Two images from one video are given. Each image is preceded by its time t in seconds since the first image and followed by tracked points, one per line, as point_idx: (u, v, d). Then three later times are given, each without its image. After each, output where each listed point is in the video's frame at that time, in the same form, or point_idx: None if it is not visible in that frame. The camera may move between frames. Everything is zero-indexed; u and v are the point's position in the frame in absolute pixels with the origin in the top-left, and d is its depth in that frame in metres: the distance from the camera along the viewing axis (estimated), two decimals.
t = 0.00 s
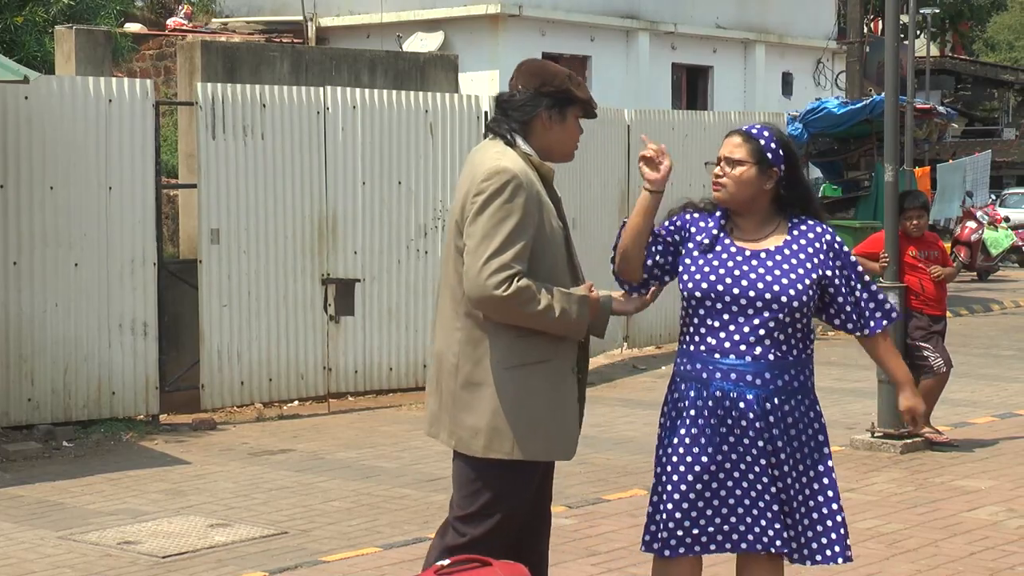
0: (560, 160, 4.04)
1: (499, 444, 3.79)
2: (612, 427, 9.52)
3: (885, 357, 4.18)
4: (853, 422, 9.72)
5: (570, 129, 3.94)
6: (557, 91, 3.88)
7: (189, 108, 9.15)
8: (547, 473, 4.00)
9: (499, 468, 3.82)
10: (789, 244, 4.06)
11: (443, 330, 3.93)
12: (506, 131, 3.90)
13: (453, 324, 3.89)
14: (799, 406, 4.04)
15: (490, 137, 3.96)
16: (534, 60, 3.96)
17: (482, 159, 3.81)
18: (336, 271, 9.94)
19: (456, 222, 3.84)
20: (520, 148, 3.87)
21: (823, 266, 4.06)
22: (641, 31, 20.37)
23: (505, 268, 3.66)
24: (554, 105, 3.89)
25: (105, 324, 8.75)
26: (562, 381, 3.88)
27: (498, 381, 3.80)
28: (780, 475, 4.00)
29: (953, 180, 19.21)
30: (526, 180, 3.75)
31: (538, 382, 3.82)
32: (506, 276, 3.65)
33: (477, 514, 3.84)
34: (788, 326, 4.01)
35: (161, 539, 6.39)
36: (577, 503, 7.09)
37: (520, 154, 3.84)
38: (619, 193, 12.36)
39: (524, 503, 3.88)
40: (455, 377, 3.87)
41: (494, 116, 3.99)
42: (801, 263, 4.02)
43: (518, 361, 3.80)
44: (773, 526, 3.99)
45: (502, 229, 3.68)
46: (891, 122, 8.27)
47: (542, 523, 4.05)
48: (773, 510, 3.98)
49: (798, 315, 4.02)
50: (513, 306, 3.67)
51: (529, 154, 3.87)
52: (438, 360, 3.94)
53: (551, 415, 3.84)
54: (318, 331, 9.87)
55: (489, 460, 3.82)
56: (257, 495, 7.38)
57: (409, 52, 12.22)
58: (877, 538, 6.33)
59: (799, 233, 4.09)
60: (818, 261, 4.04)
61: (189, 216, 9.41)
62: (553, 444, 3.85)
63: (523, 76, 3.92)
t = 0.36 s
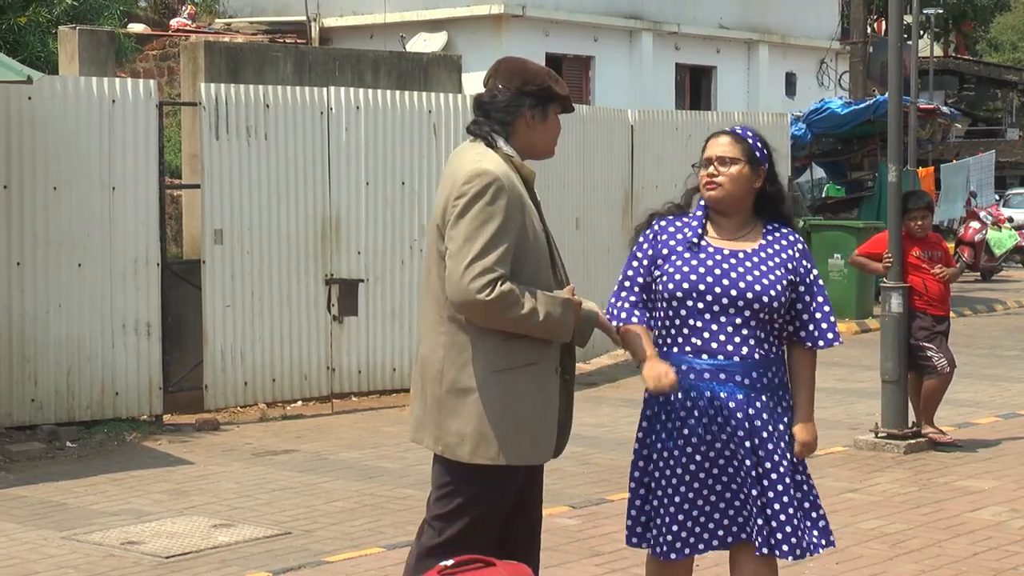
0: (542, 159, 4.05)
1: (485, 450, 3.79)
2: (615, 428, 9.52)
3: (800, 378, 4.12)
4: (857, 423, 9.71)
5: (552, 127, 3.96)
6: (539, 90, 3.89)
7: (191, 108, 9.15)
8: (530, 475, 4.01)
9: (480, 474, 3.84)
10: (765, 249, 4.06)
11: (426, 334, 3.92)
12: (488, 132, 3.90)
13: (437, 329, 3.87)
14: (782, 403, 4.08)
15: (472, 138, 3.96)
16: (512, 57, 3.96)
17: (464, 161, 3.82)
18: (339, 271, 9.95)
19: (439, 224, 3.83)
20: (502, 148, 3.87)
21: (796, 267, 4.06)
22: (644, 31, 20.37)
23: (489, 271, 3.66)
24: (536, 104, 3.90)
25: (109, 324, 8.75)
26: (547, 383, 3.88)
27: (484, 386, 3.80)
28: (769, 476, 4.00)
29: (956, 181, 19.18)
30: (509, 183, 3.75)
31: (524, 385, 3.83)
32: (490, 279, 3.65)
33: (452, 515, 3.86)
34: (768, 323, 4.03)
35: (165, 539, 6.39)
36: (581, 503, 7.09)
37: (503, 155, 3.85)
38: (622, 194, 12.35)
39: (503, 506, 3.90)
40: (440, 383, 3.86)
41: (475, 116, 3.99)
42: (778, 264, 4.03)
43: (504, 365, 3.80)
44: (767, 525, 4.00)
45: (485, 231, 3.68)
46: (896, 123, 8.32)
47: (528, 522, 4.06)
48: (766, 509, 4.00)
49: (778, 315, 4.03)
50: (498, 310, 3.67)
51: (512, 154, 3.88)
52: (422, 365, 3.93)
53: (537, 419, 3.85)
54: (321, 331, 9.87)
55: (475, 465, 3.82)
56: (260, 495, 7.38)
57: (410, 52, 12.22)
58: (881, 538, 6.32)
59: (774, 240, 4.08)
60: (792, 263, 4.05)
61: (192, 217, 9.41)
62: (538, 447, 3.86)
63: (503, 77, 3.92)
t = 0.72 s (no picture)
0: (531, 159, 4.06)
1: (484, 450, 3.79)
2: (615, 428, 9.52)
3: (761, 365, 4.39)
4: (857, 423, 9.71)
5: (541, 129, 3.96)
6: (529, 93, 3.89)
7: (192, 109, 9.15)
8: (529, 476, 4.01)
9: (478, 477, 3.84)
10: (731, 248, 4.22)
11: (421, 335, 3.91)
12: (478, 133, 3.90)
13: (432, 329, 3.86)
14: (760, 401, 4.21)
15: (462, 139, 3.96)
16: (501, 57, 3.95)
17: (457, 161, 3.82)
18: (339, 271, 9.95)
19: (433, 224, 3.83)
20: (494, 149, 3.87)
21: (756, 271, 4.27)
22: (645, 31, 20.36)
23: (488, 270, 3.66)
24: (526, 107, 3.90)
25: (110, 325, 8.75)
26: (542, 383, 3.89)
27: (481, 386, 3.80)
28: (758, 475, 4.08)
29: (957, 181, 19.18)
30: (504, 181, 3.76)
31: (520, 385, 3.83)
32: (489, 278, 3.65)
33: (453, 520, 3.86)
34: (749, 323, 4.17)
35: (165, 540, 6.39)
36: (581, 503, 7.09)
37: (495, 155, 3.85)
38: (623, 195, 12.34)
39: (503, 511, 3.89)
40: (436, 384, 3.85)
41: (465, 117, 3.99)
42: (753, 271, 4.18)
43: (502, 364, 3.80)
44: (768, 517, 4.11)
45: (482, 231, 3.69)
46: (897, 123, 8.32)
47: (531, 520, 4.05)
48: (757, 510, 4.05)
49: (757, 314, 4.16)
50: (498, 310, 3.68)
51: (503, 154, 3.88)
52: (417, 366, 3.91)
53: (533, 419, 3.85)
54: (321, 331, 9.87)
55: (473, 466, 3.82)
56: (261, 495, 7.38)
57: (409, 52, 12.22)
58: (881, 539, 6.32)
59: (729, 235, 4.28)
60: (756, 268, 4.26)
61: (193, 217, 9.41)
62: (534, 447, 3.86)
63: (494, 77, 3.91)
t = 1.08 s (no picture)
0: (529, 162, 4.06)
1: (491, 450, 3.79)
2: (614, 428, 9.52)
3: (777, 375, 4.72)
4: (856, 423, 9.71)
5: (540, 133, 3.96)
6: (529, 97, 3.89)
7: (192, 109, 9.15)
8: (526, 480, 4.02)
9: (482, 475, 3.84)
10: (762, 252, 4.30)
11: (426, 336, 3.90)
12: (481, 134, 3.90)
13: (438, 330, 3.86)
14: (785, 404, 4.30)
15: (464, 140, 3.96)
16: (502, 59, 3.95)
17: (464, 163, 3.81)
18: (339, 271, 9.95)
19: (440, 225, 3.82)
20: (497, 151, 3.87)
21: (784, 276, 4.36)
22: (644, 31, 20.37)
23: (501, 272, 3.66)
24: (524, 111, 3.91)
25: (109, 325, 8.75)
26: (546, 384, 3.90)
27: (490, 388, 3.80)
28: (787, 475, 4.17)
29: (956, 182, 19.19)
30: (514, 184, 3.76)
31: (527, 385, 3.85)
32: (501, 280, 3.66)
33: (456, 521, 3.86)
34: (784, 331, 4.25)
35: (164, 540, 6.39)
36: (580, 504, 7.10)
37: (500, 157, 3.86)
38: (622, 195, 12.33)
39: (503, 511, 3.90)
40: (442, 385, 3.85)
41: (466, 118, 3.99)
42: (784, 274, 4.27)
43: (508, 365, 3.81)
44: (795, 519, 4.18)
45: (493, 233, 3.69)
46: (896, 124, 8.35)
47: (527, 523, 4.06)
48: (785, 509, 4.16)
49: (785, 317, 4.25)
50: (514, 313, 3.68)
51: (506, 156, 3.88)
52: (421, 367, 3.90)
53: (538, 420, 3.86)
54: (321, 331, 9.87)
55: (479, 467, 3.82)
56: (260, 496, 7.38)
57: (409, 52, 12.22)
58: (880, 539, 6.32)
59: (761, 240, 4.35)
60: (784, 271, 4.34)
61: (192, 217, 9.41)
62: (539, 449, 3.88)
63: (497, 77, 3.91)
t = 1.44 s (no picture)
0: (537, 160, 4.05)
1: (501, 449, 3.79)
2: (617, 428, 9.51)
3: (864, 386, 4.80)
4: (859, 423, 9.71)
5: (545, 130, 3.95)
6: (531, 96, 3.89)
7: (193, 109, 9.15)
8: (536, 478, 4.01)
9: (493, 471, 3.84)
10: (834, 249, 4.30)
11: (434, 336, 3.91)
12: (486, 133, 3.90)
13: (446, 330, 3.86)
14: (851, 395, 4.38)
15: (469, 139, 3.96)
16: (507, 59, 3.95)
17: (467, 163, 3.82)
18: (340, 270, 9.95)
19: (445, 225, 3.83)
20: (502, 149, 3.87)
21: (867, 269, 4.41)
22: (646, 31, 20.37)
23: (505, 271, 3.67)
24: (527, 109, 3.90)
25: (110, 324, 8.75)
26: (556, 382, 3.89)
27: (498, 387, 3.80)
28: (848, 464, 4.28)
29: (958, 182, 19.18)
30: (517, 182, 3.76)
31: (536, 383, 3.83)
32: (503, 279, 3.66)
33: (465, 518, 3.86)
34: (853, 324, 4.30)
35: (166, 540, 6.39)
36: (582, 503, 7.10)
37: (504, 155, 3.86)
38: (623, 195, 12.32)
39: (512, 510, 3.90)
40: (451, 384, 3.85)
41: (471, 117, 3.99)
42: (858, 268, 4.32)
43: (514, 364, 3.80)
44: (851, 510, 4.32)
45: (494, 232, 3.69)
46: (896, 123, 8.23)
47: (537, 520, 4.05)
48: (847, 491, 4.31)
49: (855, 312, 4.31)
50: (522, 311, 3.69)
51: (512, 154, 3.88)
52: (431, 367, 3.91)
53: (548, 418, 3.86)
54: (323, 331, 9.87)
55: (490, 466, 3.82)
56: (262, 495, 7.39)
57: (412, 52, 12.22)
58: (882, 539, 6.32)
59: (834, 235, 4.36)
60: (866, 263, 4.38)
61: (194, 217, 9.42)
62: (549, 447, 3.87)
63: (501, 76, 3.91)
